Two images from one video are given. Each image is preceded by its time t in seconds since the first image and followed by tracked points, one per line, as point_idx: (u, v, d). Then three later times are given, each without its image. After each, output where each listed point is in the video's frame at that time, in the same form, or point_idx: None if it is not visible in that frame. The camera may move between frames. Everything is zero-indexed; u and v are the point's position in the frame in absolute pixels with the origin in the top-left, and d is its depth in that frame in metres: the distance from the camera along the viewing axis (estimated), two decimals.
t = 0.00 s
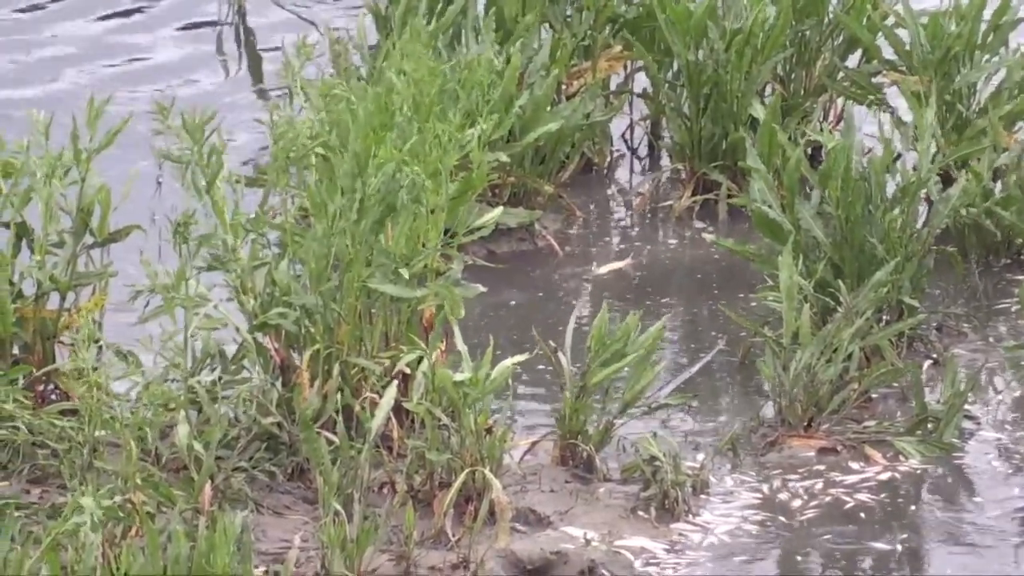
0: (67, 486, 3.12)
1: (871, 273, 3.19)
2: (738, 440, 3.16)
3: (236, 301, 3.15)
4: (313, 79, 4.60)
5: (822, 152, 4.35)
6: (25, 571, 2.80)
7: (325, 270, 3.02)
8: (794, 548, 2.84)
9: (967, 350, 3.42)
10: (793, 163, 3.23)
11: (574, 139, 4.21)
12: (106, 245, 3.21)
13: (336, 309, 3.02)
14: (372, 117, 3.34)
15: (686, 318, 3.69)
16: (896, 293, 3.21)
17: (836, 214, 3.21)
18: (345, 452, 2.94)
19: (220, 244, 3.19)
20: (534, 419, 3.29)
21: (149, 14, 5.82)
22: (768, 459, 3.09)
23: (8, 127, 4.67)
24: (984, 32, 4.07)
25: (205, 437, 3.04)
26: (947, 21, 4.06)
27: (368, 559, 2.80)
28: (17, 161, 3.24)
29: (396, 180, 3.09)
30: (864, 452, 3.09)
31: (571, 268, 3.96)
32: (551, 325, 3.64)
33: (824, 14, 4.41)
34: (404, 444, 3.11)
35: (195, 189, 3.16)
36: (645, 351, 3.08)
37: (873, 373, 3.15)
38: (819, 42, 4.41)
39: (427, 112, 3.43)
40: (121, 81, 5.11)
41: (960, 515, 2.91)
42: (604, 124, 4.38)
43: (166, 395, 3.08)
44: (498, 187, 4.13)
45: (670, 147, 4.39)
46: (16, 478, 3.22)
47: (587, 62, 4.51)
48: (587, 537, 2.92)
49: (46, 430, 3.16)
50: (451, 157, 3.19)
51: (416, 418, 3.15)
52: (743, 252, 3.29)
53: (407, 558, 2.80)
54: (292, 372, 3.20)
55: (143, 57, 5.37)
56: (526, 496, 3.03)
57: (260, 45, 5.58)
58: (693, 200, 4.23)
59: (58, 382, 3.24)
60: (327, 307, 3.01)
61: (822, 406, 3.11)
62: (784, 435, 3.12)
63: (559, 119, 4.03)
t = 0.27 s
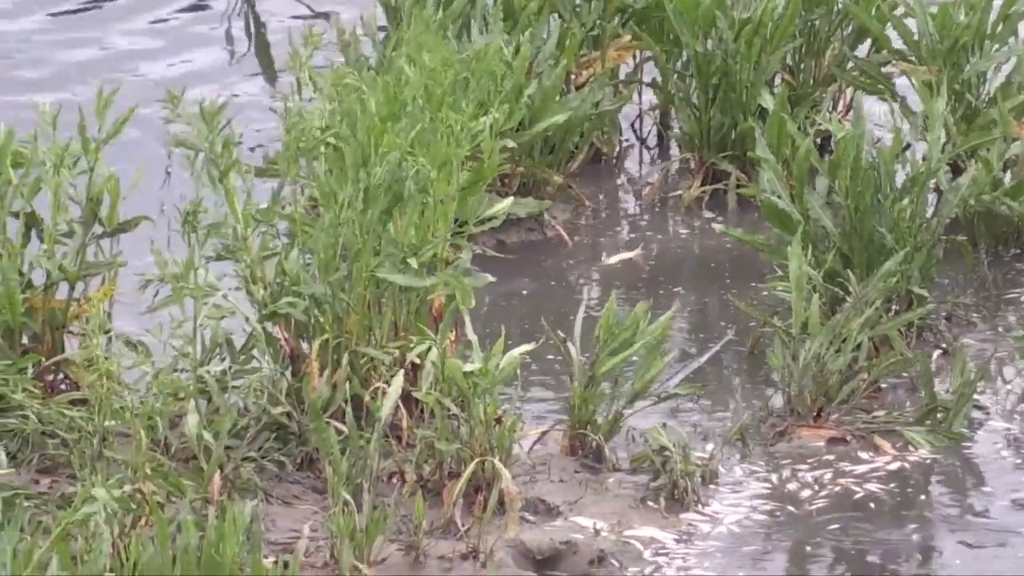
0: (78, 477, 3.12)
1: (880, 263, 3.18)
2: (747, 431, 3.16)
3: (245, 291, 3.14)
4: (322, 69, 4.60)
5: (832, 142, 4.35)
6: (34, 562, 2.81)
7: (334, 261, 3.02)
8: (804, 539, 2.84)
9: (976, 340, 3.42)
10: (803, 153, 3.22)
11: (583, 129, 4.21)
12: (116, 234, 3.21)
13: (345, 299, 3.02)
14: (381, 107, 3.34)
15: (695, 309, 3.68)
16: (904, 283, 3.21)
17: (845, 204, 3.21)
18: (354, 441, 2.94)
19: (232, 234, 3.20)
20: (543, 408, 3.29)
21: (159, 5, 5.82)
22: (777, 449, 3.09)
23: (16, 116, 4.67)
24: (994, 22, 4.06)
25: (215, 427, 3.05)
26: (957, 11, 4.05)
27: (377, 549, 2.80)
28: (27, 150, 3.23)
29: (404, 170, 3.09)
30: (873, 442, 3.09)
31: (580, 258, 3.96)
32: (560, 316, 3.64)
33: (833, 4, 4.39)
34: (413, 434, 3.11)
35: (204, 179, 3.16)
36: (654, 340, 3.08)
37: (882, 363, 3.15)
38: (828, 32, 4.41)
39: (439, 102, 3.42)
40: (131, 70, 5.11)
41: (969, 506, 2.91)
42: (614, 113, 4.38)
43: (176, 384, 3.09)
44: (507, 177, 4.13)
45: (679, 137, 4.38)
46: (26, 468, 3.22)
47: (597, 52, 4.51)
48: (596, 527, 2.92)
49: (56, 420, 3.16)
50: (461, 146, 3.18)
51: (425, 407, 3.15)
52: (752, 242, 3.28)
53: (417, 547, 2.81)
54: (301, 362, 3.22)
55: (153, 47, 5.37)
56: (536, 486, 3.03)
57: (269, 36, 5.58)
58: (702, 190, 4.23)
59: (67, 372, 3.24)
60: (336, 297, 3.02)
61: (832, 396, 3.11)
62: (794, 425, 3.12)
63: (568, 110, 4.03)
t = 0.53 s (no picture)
0: (89, 466, 3.13)
1: (892, 252, 3.17)
2: (759, 420, 3.16)
3: (256, 279, 3.14)
4: (333, 58, 4.60)
5: (844, 130, 4.34)
6: (46, 550, 2.81)
7: (344, 249, 3.02)
8: (816, 527, 2.84)
9: (989, 329, 3.41)
10: (815, 141, 3.21)
11: (595, 117, 4.20)
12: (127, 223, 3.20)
13: (356, 288, 3.02)
14: (392, 96, 3.34)
15: (706, 297, 3.68)
16: (917, 272, 3.19)
17: (857, 192, 3.19)
18: (365, 430, 2.94)
19: (242, 221, 3.20)
20: (555, 397, 3.29)
21: None
22: (790, 438, 3.09)
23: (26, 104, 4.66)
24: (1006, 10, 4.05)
25: (226, 416, 3.04)
26: None
27: (389, 537, 2.80)
28: (37, 139, 3.23)
29: (415, 158, 3.09)
30: (885, 430, 3.09)
31: (590, 248, 3.95)
32: (571, 305, 3.64)
33: None
34: (425, 422, 3.12)
35: (215, 167, 3.15)
36: (666, 329, 3.08)
37: (895, 351, 3.14)
38: (840, 20, 4.41)
39: (450, 90, 3.41)
40: (142, 58, 5.11)
41: (982, 495, 2.91)
42: (626, 101, 4.37)
43: (187, 373, 3.09)
44: (519, 165, 4.12)
45: (691, 125, 4.37)
46: (37, 457, 3.22)
47: (608, 41, 4.50)
48: (608, 516, 2.92)
49: (67, 408, 3.17)
50: (471, 134, 3.18)
51: (437, 396, 3.16)
52: (764, 231, 3.26)
53: (429, 536, 2.81)
54: (313, 350, 3.24)
55: (164, 36, 5.37)
56: (548, 474, 3.03)
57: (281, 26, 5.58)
58: (714, 177, 4.23)
59: (79, 360, 3.26)
60: (347, 286, 3.02)
61: (844, 384, 3.11)
62: (806, 414, 3.12)
63: (580, 98, 4.03)
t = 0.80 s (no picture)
0: (95, 459, 3.13)
1: (896, 245, 3.18)
2: (765, 412, 3.17)
3: (262, 271, 3.14)
4: (338, 52, 4.60)
5: (849, 124, 4.34)
6: (52, 543, 2.82)
7: (350, 242, 3.02)
8: (822, 520, 2.85)
9: (993, 322, 3.42)
10: (821, 135, 3.20)
11: (600, 111, 4.21)
12: (133, 215, 3.19)
13: (362, 281, 3.02)
14: (398, 89, 3.34)
15: (710, 291, 3.69)
16: (922, 266, 3.19)
17: (862, 186, 3.20)
18: (371, 423, 2.92)
19: (248, 214, 3.22)
20: (562, 389, 3.30)
21: None
22: (795, 431, 3.10)
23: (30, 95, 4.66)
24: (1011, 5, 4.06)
25: (232, 409, 3.05)
26: None
27: (395, 530, 2.81)
28: (42, 130, 3.22)
29: (421, 150, 3.09)
30: (890, 423, 3.10)
31: (594, 242, 3.96)
32: (574, 299, 3.64)
33: None
34: (432, 415, 3.12)
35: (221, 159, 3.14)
36: (672, 322, 3.10)
37: (900, 344, 3.16)
38: (846, 14, 4.41)
39: (457, 84, 3.40)
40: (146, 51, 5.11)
41: (987, 487, 2.92)
42: (631, 95, 4.37)
43: (193, 366, 3.09)
44: (525, 158, 4.13)
45: (698, 120, 4.40)
46: (43, 449, 3.22)
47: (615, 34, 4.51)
48: (614, 509, 2.93)
49: (73, 401, 3.17)
50: (477, 127, 3.17)
51: (444, 389, 3.17)
52: (769, 224, 3.26)
53: (435, 528, 2.81)
54: (319, 343, 3.26)
55: (168, 29, 5.37)
56: (554, 467, 3.04)
57: (285, 20, 5.59)
58: (720, 171, 4.24)
59: (85, 353, 3.27)
60: (353, 279, 3.02)
61: (849, 377, 3.13)
62: (810, 407, 3.14)
63: (585, 92, 4.03)
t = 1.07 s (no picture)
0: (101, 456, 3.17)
1: (892, 244, 3.22)
2: (762, 409, 3.21)
3: (266, 270, 3.18)
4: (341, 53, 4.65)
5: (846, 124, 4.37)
6: (59, 538, 2.86)
7: (353, 240, 3.07)
8: (819, 516, 2.89)
9: (988, 320, 3.47)
10: (818, 135, 3.24)
11: (600, 112, 4.25)
12: (138, 215, 3.24)
13: (364, 279, 3.06)
14: (398, 89, 3.38)
15: (708, 290, 3.73)
16: (917, 265, 3.24)
17: (859, 185, 3.23)
18: (373, 420, 2.96)
19: (251, 213, 3.25)
20: (561, 386, 3.34)
21: None
22: (792, 427, 3.14)
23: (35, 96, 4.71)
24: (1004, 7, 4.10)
25: (235, 406, 3.09)
26: None
27: (397, 525, 2.85)
28: (50, 131, 3.26)
29: (423, 150, 3.13)
30: (886, 420, 3.14)
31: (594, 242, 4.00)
32: (574, 298, 3.68)
33: None
34: (433, 412, 3.16)
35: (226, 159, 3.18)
36: (671, 320, 3.14)
37: (895, 342, 3.19)
38: (842, 15, 4.45)
39: (455, 85, 3.44)
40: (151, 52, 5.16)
41: (981, 483, 2.96)
42: (631, 96, 4.41)
43: (198, 364, 3.13)
44: (526, 157, 4.17)
45: (696, 120, 4.43)
46: (49, 446, 3.26)
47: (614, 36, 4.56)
48: (613, 504, 2.97)
49: (79, 399, 3.21)
50: (477, 127, 3.21)
51: (444, 386, 3.21)
52: (767, 224, 3.30)
53: (436, 524, 2.85)
54: (322, 341, 3.29)
55: (173, 31, 5.42)
56: (554, 463, 3.08)
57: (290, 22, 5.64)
58: (718, 171, 4.27)
59: (91, 351, 3.31)
60: (355, 277, 3.06)
61: (844, 375, 3.16)
62: (807, 404, 3.17)
63: (585, 93, 4.07)
